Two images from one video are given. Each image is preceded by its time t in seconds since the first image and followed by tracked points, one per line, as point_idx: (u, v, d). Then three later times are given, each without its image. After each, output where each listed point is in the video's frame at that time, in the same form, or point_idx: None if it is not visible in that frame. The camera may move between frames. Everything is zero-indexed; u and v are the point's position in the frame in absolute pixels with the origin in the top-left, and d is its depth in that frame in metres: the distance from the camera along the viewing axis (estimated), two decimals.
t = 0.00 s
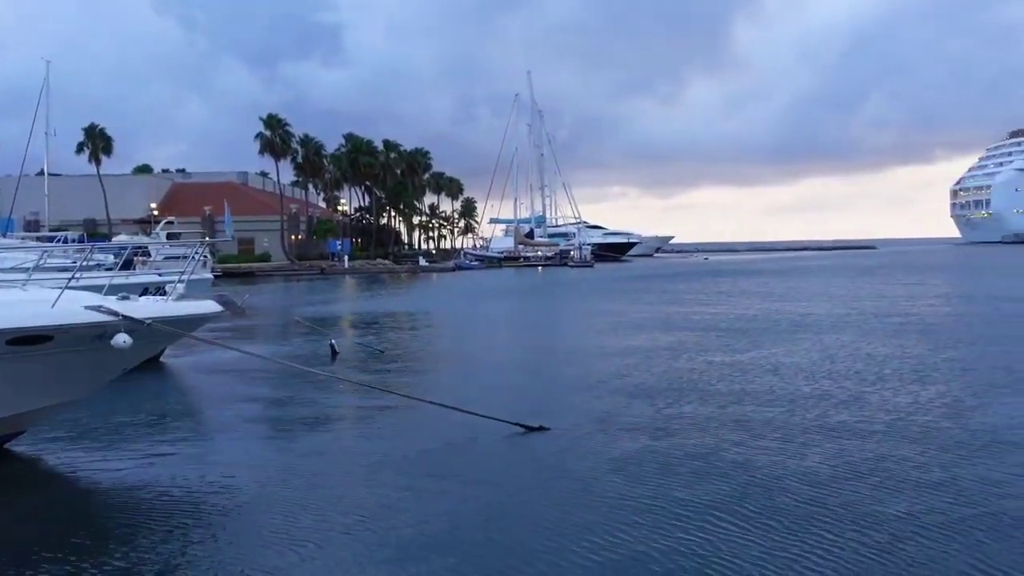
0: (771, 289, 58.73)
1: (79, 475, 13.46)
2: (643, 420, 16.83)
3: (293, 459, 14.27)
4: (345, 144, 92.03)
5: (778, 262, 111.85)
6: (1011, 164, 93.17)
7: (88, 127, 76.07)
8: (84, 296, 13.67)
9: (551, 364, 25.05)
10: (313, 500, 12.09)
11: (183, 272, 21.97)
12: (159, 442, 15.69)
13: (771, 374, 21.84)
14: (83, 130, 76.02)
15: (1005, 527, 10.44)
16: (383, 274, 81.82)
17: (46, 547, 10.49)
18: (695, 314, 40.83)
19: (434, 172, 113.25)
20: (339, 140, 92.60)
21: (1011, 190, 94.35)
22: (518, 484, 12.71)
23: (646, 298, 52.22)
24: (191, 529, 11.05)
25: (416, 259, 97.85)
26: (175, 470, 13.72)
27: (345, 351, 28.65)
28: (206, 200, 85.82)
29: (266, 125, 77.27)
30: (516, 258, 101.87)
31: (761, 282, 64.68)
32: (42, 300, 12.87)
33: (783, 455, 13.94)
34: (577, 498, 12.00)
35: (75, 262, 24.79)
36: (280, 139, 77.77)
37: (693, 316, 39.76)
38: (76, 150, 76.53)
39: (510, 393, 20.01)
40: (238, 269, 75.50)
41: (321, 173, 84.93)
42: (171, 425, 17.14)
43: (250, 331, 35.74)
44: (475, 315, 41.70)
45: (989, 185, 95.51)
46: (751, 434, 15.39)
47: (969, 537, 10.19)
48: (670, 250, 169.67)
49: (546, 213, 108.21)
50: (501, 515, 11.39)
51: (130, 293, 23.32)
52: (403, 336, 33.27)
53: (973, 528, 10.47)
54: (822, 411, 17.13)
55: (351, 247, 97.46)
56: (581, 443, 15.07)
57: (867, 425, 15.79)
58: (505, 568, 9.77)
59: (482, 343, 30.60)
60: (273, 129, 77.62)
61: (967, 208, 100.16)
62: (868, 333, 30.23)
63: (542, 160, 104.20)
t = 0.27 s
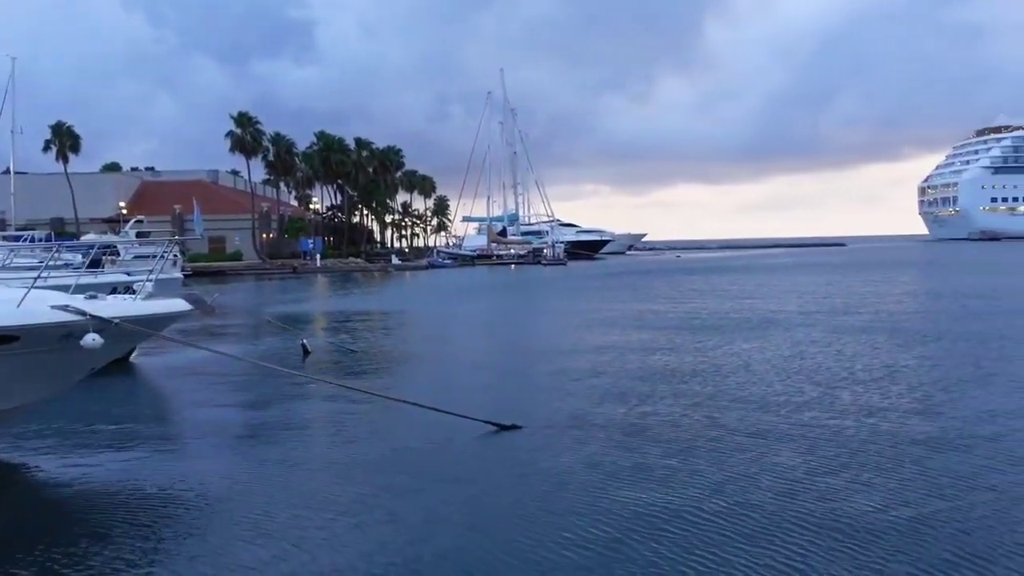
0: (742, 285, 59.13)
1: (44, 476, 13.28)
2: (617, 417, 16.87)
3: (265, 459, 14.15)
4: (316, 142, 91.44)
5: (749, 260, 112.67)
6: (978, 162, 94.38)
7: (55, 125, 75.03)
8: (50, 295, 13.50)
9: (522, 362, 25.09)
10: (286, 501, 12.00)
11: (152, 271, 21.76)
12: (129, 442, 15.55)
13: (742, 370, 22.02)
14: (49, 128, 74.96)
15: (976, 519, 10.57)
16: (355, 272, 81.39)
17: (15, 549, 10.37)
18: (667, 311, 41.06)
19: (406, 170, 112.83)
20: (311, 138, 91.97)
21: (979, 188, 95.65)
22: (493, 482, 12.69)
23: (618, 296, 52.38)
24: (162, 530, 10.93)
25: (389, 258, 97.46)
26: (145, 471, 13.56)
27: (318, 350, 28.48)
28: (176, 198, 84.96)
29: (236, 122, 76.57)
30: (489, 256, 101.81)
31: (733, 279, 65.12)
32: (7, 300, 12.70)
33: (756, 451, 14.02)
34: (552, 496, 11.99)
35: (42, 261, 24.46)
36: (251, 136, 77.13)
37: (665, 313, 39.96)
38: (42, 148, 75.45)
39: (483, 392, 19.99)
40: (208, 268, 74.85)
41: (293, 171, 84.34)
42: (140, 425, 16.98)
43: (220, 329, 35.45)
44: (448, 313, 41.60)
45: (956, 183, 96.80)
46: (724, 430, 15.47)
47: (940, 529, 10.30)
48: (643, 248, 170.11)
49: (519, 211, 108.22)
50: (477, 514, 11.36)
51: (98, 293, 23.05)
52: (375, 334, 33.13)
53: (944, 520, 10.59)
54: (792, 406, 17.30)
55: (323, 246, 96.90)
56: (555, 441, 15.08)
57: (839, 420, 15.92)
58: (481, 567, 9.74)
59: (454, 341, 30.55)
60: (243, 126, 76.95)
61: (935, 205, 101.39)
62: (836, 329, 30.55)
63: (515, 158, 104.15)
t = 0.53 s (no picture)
0: (715, 283, 59.50)
1: (14, 478, 13.08)
2: (594, 415, 16.88)
3: (240, 460, 14.00)
4: (289, 140, 90.78)
5: (722, 257, 113.37)
6: (947, 161, 95.93)
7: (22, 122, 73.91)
8: (18, 293, 13.31)
9: (497, 360, 25.08)
10: (263, 501, 11.88)
11: (122, 269, 21.49)
12: (101, 443, 15.36)
13: (716, 367, 22.18)
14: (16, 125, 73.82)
15: (953, 513, 10.67)
16: (329, 271, 81.00)
17: None
18: (641, 309, 41.24)
19: (380, 168, 112.37)
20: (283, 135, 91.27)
21: (947, 186, 96.99)
22: (472, 481, 12.64)
23: (593, 293, 52.48)
24: (136, 533, 10.78)
25: (362, 256, 97.02)
26: (117, 473, 13.37)
27: (291, 349, 28.26)
28: (146, 196, 84.02)
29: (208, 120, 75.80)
30: (463, 254, 101.69)
31: (706, 277, 65.59)
32: None
33: (733, 447, 14.09)
34: (532, 494, 11.97)
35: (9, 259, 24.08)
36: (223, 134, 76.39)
37: (639, 311, 40.14)
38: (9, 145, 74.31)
39: (460, 390, 19.94)
40: (180, 268, 74.13)
41: (265, 169, 83.69)
42: (112, 426, 16.79)
43: (192, 329, 35.09)
44: (422, 312, 41.48)
45: (925, 181, 98.05)
46: (699, 427, 15.56)
47: (917, 523, 10.40)
48: (616, 246, 170.51)
49: (493, 209, 108.19)
50: (457, 513, 11.31)
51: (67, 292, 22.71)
52: (349, 333, 32.95)
53: (921, 515, 10.69)
54: (767, 402, 17.45)
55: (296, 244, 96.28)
56: (532, 439, 15.05)
57: (813, 416, 16.05)
58: (463, 566, 9.69)
59: (429, 340, 30.46)
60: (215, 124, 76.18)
61: (905, 204, 102.66)
62: (809, 326, 30.82)
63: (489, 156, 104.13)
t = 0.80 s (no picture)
0: (693, 281, 59.80)
1: None
2: (575, 413, 16.94)
3: (219, 461, 13.93)
4: (266, 138, 90.17)
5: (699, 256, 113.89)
6: (922, 160, 96.99)
7: None
8: None
9: (475, 359, 25.05)
10: (244, 502, 11.82)
11: (96, 267, 21.28)
12: (77, 445, 15.21)
13: (694, 365, 22.31)
14: None
15: (934, 510, 10.76)
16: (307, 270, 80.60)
17: None
18: (619, 307, 41.37)
19: (357, 167, 111.90)
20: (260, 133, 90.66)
21: (921, 186, 97.90)
22: (455, 481, 12.61)
23: (571, 292, 52.56)
24: (115, 535, 10.68)
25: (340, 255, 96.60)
26: (94, 475, 13.24)
27: (268, 348, 28.12)
28: (121, 195, 83.19)
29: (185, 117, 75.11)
30: (442, 253, 101.51)
31: (683, 276, 65.85)
32: None
33: (715, 444, 14.17)
34: (516, 494, 11.97)
35: None
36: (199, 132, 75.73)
37: (617, 309, 40.27)
38: None
39: (437, 390, 19.89)
40: (155, 266, 73.51)
41: (242, 167, 83.10)
42: (87, 427, 16.64)
43: (168, 328, 34.80)
44: (400, 311, 41.39)
45: (900, 181, 98.89)
46: (678, 425, 15.64)
47: (899, 520, 10.51)
48: (594, 245, 170.71)
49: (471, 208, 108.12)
50: (440, 513, 11.29)
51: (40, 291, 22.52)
52: (327, 332, 32.82)
53: (900, 510, 10.82)
54: (744, 400, 17.58)
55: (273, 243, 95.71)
56: (514, 438, 15.04)
57: (794, 414, 16.15)
58: (449, 566, 9.69)
59: (406, 339, 30.37)
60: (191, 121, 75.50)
61: (880, 203, 103.50)
62: (785, 324, 31.06)
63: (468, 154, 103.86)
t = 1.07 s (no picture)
0: (668, 281, 60.03)
1: None
2: (550, 412, 16.94)
3: (192, 462, 13.78)
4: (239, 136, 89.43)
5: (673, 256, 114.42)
6: (893, 161, 97.99)
7: None
8: None
9: (450, 359, 24.96)
10: (218, 503, 11.71)
11: (64, 266, 21.00)
12: (46, 446, 15.01)
13: (669, 364, 22.38)
14: None
15: (908, 508, 10.86)
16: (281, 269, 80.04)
17: None
18: (595, 306, 41.42)
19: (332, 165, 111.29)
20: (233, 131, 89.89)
21: (893, 186, 98.78)
22: (430, 481, 12.54)
23: (547, 291, 52.58)
24: (85, 539, 10.52)
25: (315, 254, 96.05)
26: (63, 478, 13.06)
27: (242, 348, 27.88)
28: (92, 193, 82.20)
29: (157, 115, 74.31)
30: (417, 253, 101.18)
31: (657, 275, 66.06)
32: None
33: (690, 443, 14.21)
34: (492, 494, 11.92)
35: None
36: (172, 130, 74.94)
37: (593, 308, 40.33)
38: None
39: (412, 389, 19.82)
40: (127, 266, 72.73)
41: (216, 166, 82.37)
42: (57, 428, 16.41)
43: (139, 327, 34.42)
44: (375, 310, 41.19)
45: (872, 181, 99.75)
46: (654, 424, 15.67)
47: (873, 518, 10.58)
48: (569, 245, 170.92)
49: (447, 208, 107.88)
50: (416, 514, 11.22)
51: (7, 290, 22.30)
52: (301, 332, 32.59)
53: (874, 508, 10.91)
54: (719, 398, 17.65)
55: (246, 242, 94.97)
56: (490, 438, 15.01)
57: (768, 412, 16.24)
58: (424, 568, 9.62)
59: (381, 339, 30.21)
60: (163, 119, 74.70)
61: (852, 203, 104.29)
62: (759, 323, 31.24)
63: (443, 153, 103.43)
